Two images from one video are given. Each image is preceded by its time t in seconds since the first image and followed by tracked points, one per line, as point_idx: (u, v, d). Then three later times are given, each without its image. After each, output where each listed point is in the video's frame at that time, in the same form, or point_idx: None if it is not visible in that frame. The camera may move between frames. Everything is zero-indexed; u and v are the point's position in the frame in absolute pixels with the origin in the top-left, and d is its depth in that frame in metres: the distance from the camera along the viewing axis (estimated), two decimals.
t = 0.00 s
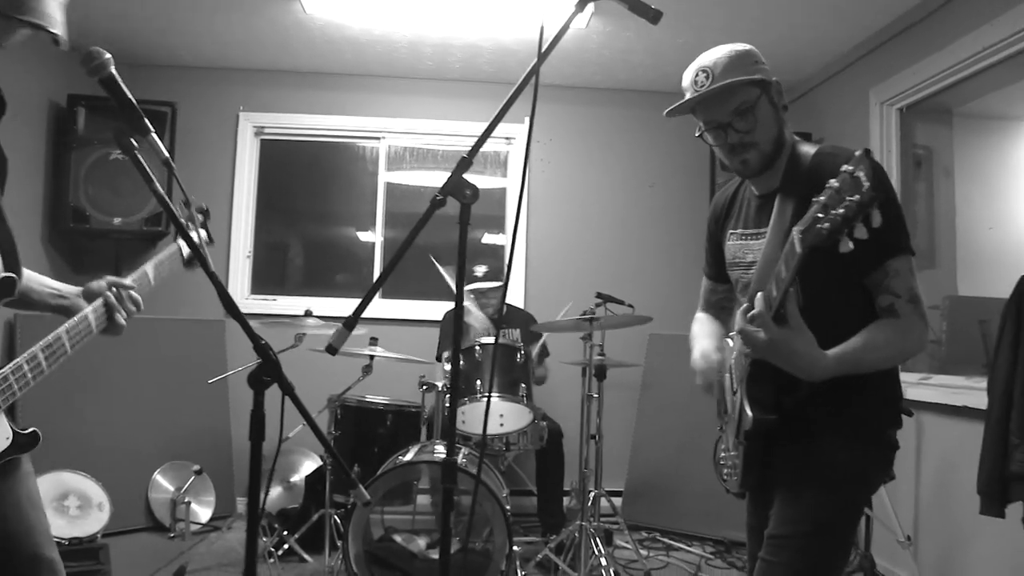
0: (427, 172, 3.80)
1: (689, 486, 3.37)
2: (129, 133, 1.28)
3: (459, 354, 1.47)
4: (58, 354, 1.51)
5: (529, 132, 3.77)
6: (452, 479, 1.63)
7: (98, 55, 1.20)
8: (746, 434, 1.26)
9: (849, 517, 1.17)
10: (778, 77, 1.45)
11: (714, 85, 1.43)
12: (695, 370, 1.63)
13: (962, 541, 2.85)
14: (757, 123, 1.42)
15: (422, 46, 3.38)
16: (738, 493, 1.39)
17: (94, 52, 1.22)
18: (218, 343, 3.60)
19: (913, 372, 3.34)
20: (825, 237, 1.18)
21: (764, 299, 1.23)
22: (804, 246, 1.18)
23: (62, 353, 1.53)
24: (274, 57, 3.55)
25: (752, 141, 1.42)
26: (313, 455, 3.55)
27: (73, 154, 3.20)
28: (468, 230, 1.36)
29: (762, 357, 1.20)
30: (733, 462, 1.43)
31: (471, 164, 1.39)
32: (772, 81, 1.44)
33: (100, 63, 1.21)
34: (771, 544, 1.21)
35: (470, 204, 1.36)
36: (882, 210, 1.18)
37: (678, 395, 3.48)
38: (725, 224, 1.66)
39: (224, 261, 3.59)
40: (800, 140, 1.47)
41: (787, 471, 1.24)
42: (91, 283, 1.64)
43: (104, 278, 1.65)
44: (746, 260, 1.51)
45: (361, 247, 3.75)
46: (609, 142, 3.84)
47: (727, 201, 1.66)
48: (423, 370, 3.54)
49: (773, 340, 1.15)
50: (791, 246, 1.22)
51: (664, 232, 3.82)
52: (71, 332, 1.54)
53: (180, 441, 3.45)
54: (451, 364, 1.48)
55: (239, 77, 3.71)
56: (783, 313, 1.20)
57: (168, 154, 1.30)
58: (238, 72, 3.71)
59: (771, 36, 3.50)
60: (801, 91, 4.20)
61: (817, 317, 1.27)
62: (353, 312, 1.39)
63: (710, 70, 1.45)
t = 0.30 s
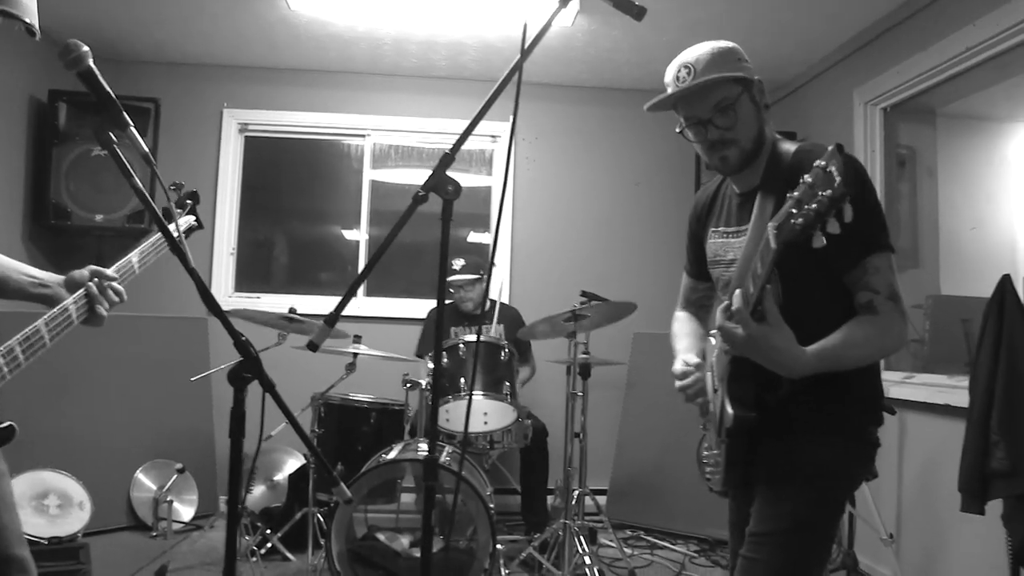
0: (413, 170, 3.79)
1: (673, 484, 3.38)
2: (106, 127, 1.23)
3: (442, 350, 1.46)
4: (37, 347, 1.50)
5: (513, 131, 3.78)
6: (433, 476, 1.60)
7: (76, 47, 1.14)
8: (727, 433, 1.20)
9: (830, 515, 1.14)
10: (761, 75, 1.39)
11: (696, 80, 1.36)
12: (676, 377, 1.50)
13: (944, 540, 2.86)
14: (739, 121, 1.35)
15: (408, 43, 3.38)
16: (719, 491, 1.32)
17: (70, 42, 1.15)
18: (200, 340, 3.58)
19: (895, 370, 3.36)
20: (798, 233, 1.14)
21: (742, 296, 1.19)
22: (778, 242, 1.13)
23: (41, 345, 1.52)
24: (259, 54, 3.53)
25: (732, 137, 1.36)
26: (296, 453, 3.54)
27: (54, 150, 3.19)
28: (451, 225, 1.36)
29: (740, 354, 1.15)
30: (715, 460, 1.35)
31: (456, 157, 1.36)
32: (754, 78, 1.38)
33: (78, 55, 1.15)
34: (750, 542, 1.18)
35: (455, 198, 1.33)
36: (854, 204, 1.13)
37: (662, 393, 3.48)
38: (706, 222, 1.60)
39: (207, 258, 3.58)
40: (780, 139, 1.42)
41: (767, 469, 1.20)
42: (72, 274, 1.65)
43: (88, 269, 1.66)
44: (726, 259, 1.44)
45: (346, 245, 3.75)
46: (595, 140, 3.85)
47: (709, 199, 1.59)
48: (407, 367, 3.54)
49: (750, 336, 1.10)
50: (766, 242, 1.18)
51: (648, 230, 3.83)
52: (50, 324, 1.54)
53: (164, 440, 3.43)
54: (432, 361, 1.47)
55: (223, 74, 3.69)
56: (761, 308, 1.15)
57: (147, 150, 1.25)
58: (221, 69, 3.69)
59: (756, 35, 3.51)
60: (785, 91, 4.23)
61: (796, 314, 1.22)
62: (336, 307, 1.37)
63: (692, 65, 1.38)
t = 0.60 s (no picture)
0: (399, 164, 3.79)
1: (657, 479, 3.39)
2: (86, 116, 1.23)
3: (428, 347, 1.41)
4: (16, 347, 1.51)
5: (500, 125, 3.78)
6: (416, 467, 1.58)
7: (59, 34, 1.15)
8: (709, 426, 1.20)
9: (810, 507, 1.13)
10: (742, 70, 1.36)
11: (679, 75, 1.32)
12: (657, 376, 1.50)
13: (925, 535, 2.88)
14: (720, 116, 1.33)
15: (393, 36, 3.37)
16: (702, 485, 1.31)
17: (49, 27, 1.15)
18: (185, 332, 3.56)
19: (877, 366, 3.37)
20: (779, 225, 1.12)
21: (724, 289, 1.18)
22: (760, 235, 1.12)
23: (21, 344, 1.53)
24: (244, 45, 3.52)
25: (713, 131, 1.33)
26: (280, 446, 3.54)
27: (37, 140, 3.15)
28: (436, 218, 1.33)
29: (723, 347, 1.14)
30: (696, 454, 1.35)
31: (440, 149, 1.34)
32: (737, 74, 1.35)
33: (60, 42, 1.15)
34: (732, 535, 1.16)
35: (439, 190, 1.32)
36: (835, 196, 1.10)
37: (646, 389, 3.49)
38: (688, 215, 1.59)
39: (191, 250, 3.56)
40: (762, 133, 1.39)
41: (748, 462, 1.19)
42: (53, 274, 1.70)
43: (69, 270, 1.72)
44: (707, 253, 1.42)
45: (331, 240, 3.73)
46: (582, 135, 3.85)
47: (691, 194, 1.57)
48: (391, 361, 3.55)
49: (732, 329, 1.10)
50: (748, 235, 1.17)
51: (632, 225, 3.84)
52: (31, 323, 1.56)
53: (149, 433, 3.44)
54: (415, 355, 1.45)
55: (208, 66, 3.68)
56: (742, 302, 1.14)
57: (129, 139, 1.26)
58: (207, 61, 3.68)
59: (742, 31, 3.52)
60: (770, 88, 4.25)
61: (778, 307, 1.22)
62: (319, 298, 1.34)
63: (674, 61, 1.34)
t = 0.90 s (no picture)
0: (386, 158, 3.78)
1: (642, 473, 3.39)
2: (68, 105, 1.17)
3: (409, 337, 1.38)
4: None
5: (485, 119, 3.78)
6: (400, 460, 1.50)
7: (35, 19, 1.04)
8: (692, 418, 1.12)
9: (794, 498, 1.08)
10: (725, 62, 1.29)
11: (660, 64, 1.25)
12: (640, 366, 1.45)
13: (909, 528, 2.88)
14: (700, 105, 1.26)
15: (380, 30, 3.36)
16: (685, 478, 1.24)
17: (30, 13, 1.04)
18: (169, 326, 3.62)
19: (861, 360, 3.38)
20: (759, 217, 1.05)
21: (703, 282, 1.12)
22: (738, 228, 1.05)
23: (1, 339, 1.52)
24: (230, 38, 3.51)
25: (693, 121, 1.26)
26: (265, 440, 3.53)
27: (18, 132, 3.13)
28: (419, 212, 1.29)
29: (703, 341, 1.07)
30: (678, 447, 1.28)
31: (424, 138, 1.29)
32: (719, 66, 1.28)
33: (37, 29, 1.05)
34: (716, 527, 1.10)
35: (422, 181, 1.27)
36: (813, 188, 1.05)
37: (632, 383, 3.50)
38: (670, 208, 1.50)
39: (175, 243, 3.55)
40: (743, 126, 1.33)
41: (728, 453, 1.13)
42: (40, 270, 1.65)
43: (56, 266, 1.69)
44: (692, 246, 1.34)
45: (317, 233, 3.74)
46: (569, 129, 3.86)
47: (674, 184, 1.49)
48: (375, 354, 3.54)
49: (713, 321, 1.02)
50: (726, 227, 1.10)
51: (618, 219, 3.85)
52: (14, 319, 1.54)
53: (134, 427, 3.44)
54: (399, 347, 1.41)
55: (193, 58, 3.67)
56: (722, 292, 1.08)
57: (110, 129, 1.20)
58: (191, 54, 3.67)
59: (728, 26, 3.53)
60: (756, 83, 4.27)
61: (758, 300, 1.16)
62: (301, 290, 1.25)
63: (656, 49, 1.27)
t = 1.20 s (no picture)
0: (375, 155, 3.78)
1: (631, 471, 3.39)
2: (54, 99, 1.16)
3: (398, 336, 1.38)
4: None
5: (475, 118, 3.78)
6: (387, 457, 1.50)
7: (23, 16, 1.05)
8: (681, 420, 1.11)
9: (784, 496, 1.06)
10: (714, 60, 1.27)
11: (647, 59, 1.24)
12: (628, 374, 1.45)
13: (898, 527, 2.88)
14: (689, 103, 1.25)
15: (370, 27, 3.36)
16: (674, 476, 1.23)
17: (15, 9, 1.05)
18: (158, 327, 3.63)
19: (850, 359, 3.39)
20: (752, 219, 1.01)
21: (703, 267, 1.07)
22: (731, 229, 1.01)
23: None
24: (219, 35, 3.50)
25: (680, 119, 1.25)
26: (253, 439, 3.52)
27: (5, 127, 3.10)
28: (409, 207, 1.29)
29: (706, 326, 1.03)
30: (668, 446, 1.27)
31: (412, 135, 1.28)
32: (708, 64, 1.26)
33: (25, 25, 1.06)
34: (703, 526, 1.09)
35: (411, 178, 1.27)
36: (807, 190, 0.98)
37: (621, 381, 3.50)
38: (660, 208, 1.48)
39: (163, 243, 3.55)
40: (734, 125, 1.30)
41: (718, 452, 1.12)
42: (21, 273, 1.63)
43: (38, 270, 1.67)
44: (680, 244, 1.33)
45: (306, 232, 3.72)
46: (559, 127, 3.86)
47: (664, 183, 1.48)
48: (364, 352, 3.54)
49: (718, 305, 0.98)
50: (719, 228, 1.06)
51: (608, 218, 3.85)
52: None
53: (120, 426, 3.43)
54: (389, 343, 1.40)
55: (182, 55, 3.66)
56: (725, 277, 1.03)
57: (96, 124, 1.20)
58: (180, 50, 3.66)
59: (718, 25, 3.54)
60: (744, 83, 4.29)
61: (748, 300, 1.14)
62: (291, 285, 1.25)
63: (644, 47, 1.27)
